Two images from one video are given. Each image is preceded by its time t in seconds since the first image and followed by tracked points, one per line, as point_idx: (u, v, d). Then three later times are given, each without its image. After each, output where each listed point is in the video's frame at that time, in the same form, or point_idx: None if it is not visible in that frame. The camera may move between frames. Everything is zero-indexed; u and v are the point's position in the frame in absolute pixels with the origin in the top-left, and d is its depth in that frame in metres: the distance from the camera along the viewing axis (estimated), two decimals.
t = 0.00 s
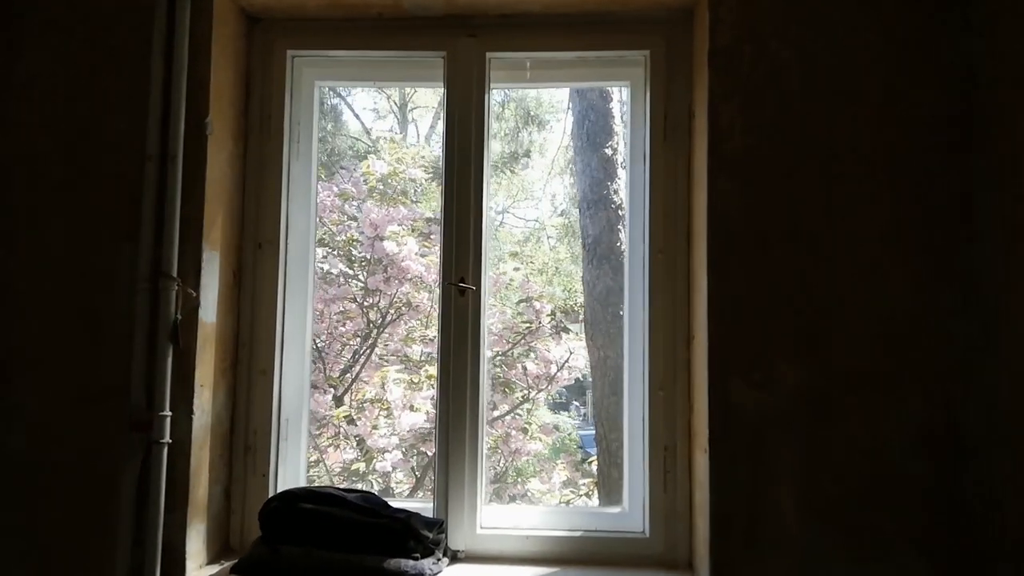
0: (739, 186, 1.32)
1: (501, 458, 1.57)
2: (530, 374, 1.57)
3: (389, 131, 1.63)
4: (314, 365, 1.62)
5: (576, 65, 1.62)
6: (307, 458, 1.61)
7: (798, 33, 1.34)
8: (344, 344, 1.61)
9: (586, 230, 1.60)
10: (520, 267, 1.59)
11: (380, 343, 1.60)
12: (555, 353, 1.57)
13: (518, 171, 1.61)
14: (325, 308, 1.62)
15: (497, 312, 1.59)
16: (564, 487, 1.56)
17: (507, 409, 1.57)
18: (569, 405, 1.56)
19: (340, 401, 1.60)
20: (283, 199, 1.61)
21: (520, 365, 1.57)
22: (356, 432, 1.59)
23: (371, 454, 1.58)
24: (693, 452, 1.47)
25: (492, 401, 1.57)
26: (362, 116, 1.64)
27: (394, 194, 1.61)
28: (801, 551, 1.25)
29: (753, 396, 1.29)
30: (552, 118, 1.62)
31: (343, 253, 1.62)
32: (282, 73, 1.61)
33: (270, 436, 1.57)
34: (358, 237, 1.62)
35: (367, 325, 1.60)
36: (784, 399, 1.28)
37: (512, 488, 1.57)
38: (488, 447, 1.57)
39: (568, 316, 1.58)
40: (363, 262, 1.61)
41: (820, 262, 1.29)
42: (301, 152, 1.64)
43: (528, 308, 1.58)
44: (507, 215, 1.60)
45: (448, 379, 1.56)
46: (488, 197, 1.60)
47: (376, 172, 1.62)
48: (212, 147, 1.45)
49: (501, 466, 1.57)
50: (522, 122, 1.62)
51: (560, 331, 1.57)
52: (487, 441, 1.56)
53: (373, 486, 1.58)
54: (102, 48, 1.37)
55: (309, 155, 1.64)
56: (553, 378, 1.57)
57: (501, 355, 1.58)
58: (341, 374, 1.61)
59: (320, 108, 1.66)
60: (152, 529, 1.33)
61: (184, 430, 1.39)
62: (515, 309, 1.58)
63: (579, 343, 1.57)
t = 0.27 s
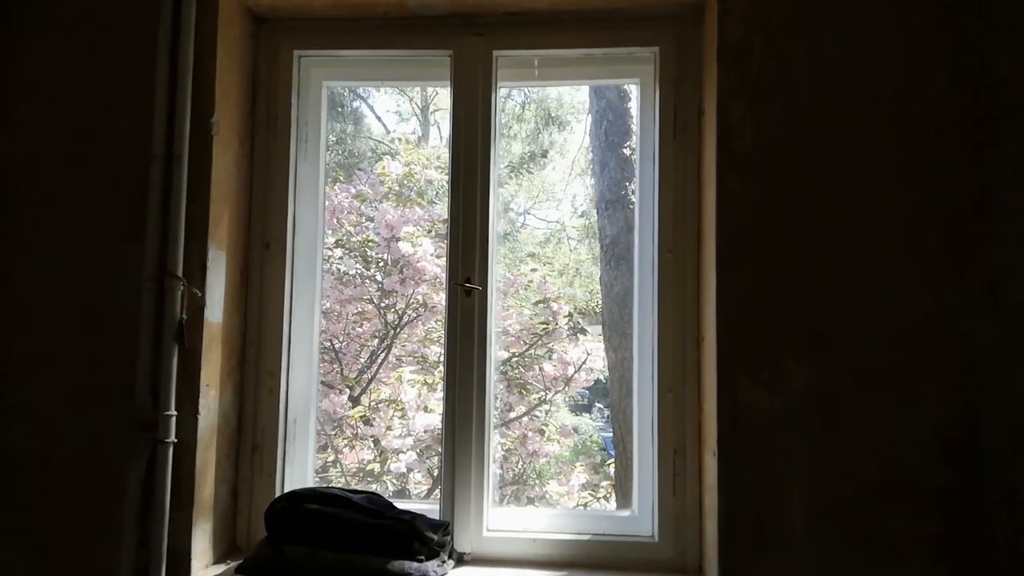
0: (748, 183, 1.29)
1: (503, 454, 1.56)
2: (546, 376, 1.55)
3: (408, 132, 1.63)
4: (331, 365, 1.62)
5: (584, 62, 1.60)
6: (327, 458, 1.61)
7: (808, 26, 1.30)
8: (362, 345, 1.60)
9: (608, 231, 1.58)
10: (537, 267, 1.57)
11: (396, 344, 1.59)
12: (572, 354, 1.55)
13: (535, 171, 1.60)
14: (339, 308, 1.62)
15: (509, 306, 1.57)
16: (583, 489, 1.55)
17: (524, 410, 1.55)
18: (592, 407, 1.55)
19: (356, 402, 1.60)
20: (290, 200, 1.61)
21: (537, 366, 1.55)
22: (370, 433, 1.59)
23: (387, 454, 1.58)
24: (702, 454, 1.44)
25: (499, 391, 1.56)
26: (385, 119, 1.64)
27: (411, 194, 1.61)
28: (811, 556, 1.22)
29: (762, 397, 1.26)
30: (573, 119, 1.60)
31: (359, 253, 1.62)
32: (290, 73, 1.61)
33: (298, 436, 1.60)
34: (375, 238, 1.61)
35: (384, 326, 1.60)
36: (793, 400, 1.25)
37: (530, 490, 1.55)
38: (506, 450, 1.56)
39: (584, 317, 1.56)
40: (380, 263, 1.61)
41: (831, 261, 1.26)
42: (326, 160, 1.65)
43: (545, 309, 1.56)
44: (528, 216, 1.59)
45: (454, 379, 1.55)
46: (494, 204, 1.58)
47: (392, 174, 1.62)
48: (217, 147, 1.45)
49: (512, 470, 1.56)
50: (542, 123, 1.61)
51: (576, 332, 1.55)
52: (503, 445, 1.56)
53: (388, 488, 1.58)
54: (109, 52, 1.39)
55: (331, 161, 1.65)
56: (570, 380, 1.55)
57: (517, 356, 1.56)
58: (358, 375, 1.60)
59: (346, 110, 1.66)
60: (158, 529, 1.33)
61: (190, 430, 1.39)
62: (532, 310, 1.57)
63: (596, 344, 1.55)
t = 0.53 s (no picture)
0: (752, 181, 1.28)
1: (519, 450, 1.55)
2: (563, 376, 1.55)
3: (427, 135, 1.63)
4: (348, 366, 1.62)
5: (590, 62, 1.60)
6: (346, 458, 1.61)
7: (814, 23, 1.29)
8: (381, 345, 1.60)
9: (626, 232, 1.57)
10: (552, 268, 1.57)
11: (413, 345, 1.59)
12: (589, 355, 1.55)
13: (552, 171, 1.59)
14: (356, 309, 1.63)
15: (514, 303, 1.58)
16: (601, 489, 1.54)
17: (540, 410, 1.55)
18: (615, 407, 1.54)
19: (372, 402, 1.60)
20: (299, 200, 1.63)
21: (555, 367, 1.55)
22: (385, 434, 1.59)
23: (404, 454, 1.58)
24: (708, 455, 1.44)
25: (506, 392, 1.57)
26: (408, 122, 1.65)
27: (428, 195, 1.62)
28: (816, 558, 1.21)
29: (767, 398, 1.25)
30: (593, 118, 1.60)
31: (375, 254, 1.62)
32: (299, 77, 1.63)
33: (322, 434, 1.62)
34: (391, 239, 1.62)
35: (401, 327, 1.60)
36: (798, 401, 1.24)
37: (548, 491, 1.55)
38: (524, 451, 1.55)
39: (601, 317, 1.55)
40: (395, 264, 1.61)
41: (837, 260, 1.25)
42: (343, 162, 1.66)
43: (562, 310, 1.56)
44: (549, 217, 1.58)
45: (461, 380, 1.55)
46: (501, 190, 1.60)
47: (407, 176, 1.63)
48: (227, 150, 1.47)
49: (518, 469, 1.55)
50: (561, 124, 1.61)
51: (594, 333, 1.55)
52: (520, 445, 1.55)
53: (404, 487, 1.58)
54: (123, 59, 1.42)
55: (349, 164, 1.66)
56: (587, 381, 1.55)
57: (535, 357, 1.56)
58: (375, 375, 1.60)
59: (366, 112, 1.66)
60: (168, 527, 1.36)
61: (200, 429, 1.41)
62: (548, 311, 1.57)
63: (613, 344, 1.55)
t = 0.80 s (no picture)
0: (754, 179, 1.28)
1: (518, 450, 1.57)
2: (577, 376, 1.55)
3: (443, 135, 1.64)
4: (362, 365, 1.63)
5: (595, 61, 1.61)
6: (362, 456, 1.62)
7: (816, 20, 1.28)
8: (395, 345, 1.62)
9: (641, 231, 1.57)
10: (564, 268, 1.58)
11: (427, 343, 1.61)
12: (603, 354, 1.55)
13: (567, 171, 1.59)
14: (370, 308, 1.64)
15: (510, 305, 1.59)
16: (617, 489, 1.54)
17: (553, 410, 1.56)
18: (632, 407, 1.55)
19: (386, 400, 1.61)
20: (307, 198, 1.65)
21: (568, 366, 1.56)
22: (397, 432, 1.60)
23: (418, 453, 1.59)
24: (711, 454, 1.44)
25: (513, 390, 1.58)
26: (427, 122, 1.65)
27: (442, 195, 1.63)
28: (817, 558, 1.21)
29: (769, 396, 1.24)
30: (611, 118, 1.60)
31: (388, 254, 1.64)
32: (306, 78, 1.65)
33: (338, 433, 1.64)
34: (405, 239, 1.63)
35: (415, 326, 1.61)
36: (800, 399, 1.23)
37: (562, 489, 1.55)
38: (537, 450, 1.56)
39: (615, 317, 1.56)
40: (409, 263, 1.63)
41: (839, 257, 1.24)
42: (359, 161, 1.67)
43: (575, 309, 1.56)
44: (567, 216, 1.58)
45: (465, 382, 1.57)
46: (505, 187, 1.60)
47: (422, 176, 1.64)
48: (235, 151, 1.50)
49: (518, 466, 1.57)
50: (578, 123, 1.61)
51: (607, 332, 1.55)
52: (535, 443, 1.56)
53: (416, 485, 1.59)
54: (134, 62, 1.45)
55: (364, 164, 1.67)
56: (601, 380, 1.55)
57: (548, 356, 1.57)
58: (389, 374, 1.62)
59: (384, 112, 1.68)
60: (176, 521, 1.38)
61: (207, 425, 1.43)
62: (561, 311, 1.57)
63: (627, 344, 1.55)
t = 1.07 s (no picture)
0: (755, 178, 1.27)
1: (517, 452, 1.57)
2: (592, 375, 1.55)
3: (460, 136, 1.64)
4: (376, 363, 1.64)
5: (598, 60, 1.60)
6: (379, 454, 1.63)
7: (817, 17, 1.27)
8: (411, 344, 1.62)
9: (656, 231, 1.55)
10: (580, 267, 1.57)
11: (442, 342, 1.61)
12: (618, 353, 1.55)
13: (586, 170, 1.59)
14: (384, 307, 1.65)
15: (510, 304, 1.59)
16: (633, 489, 1.54)
17: (567, 409, 1.55)
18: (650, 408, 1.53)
19: (400, 398, 1.62)
20: (313, 198, 1.67)
21: (583, 365, 1.55)
22: (409, 430, 1.61)
23: (430, 452, 1.60)
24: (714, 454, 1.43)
25: (514, 390, 1.58)
26: (447, 122, 1.66)
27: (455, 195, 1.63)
28: (817, 561, 1.19)
29: (769, 396, 1.23)
30: (630, 116, 1.59)
31: (402, 253, 1.64)
32: (312, 79, 1.67)
33: (349, 435, 1.65)
34: (418, 238, 1.64)
35: (431, 324, 1.62)
36: (801, 400, 1.22)
37: (577, 489, 1.55)
38: (552, 450, 1.56)
39: (630, 317, 1.55)
40: (423, 263, 1.63)
41: (840, 256, 1.23)
42: (377, 161, 1.68)
43: (590, 309, 1.56)
44: (586, 215, 1.58)
45: (467, 380, 1.57)
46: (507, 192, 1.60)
47: (441, 176, 1.64)
48: (240, 153, 1.52)
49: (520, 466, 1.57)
50: (596, 122, 1.60)
51: (622, 331, 1.55)
52: (550, 443, 1.56)
53: (429, 484, 1.60)
54: (142, 66, 1.48)
55: (380, 164, 1.67)
56: (616, 379, 1.54)
57: (563, 355, 1.56)
58: (405, 373, 1.62)
59: (402, 112, 1.68)
60: (182, 517, 1.41)
61: (213, 423, 1.45)
62: (575, 309, 1.56)
63: (642, 343, 1.54)
